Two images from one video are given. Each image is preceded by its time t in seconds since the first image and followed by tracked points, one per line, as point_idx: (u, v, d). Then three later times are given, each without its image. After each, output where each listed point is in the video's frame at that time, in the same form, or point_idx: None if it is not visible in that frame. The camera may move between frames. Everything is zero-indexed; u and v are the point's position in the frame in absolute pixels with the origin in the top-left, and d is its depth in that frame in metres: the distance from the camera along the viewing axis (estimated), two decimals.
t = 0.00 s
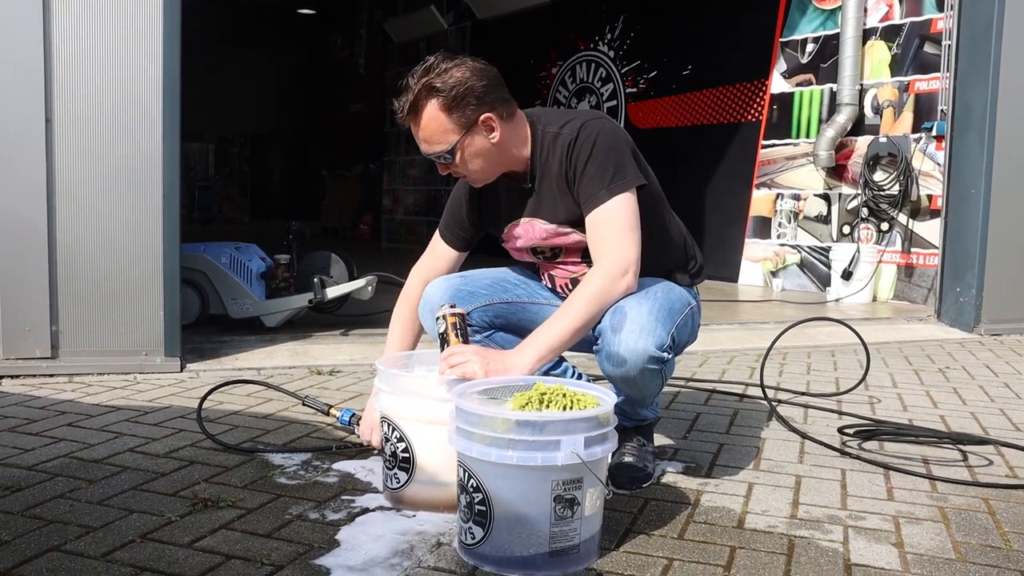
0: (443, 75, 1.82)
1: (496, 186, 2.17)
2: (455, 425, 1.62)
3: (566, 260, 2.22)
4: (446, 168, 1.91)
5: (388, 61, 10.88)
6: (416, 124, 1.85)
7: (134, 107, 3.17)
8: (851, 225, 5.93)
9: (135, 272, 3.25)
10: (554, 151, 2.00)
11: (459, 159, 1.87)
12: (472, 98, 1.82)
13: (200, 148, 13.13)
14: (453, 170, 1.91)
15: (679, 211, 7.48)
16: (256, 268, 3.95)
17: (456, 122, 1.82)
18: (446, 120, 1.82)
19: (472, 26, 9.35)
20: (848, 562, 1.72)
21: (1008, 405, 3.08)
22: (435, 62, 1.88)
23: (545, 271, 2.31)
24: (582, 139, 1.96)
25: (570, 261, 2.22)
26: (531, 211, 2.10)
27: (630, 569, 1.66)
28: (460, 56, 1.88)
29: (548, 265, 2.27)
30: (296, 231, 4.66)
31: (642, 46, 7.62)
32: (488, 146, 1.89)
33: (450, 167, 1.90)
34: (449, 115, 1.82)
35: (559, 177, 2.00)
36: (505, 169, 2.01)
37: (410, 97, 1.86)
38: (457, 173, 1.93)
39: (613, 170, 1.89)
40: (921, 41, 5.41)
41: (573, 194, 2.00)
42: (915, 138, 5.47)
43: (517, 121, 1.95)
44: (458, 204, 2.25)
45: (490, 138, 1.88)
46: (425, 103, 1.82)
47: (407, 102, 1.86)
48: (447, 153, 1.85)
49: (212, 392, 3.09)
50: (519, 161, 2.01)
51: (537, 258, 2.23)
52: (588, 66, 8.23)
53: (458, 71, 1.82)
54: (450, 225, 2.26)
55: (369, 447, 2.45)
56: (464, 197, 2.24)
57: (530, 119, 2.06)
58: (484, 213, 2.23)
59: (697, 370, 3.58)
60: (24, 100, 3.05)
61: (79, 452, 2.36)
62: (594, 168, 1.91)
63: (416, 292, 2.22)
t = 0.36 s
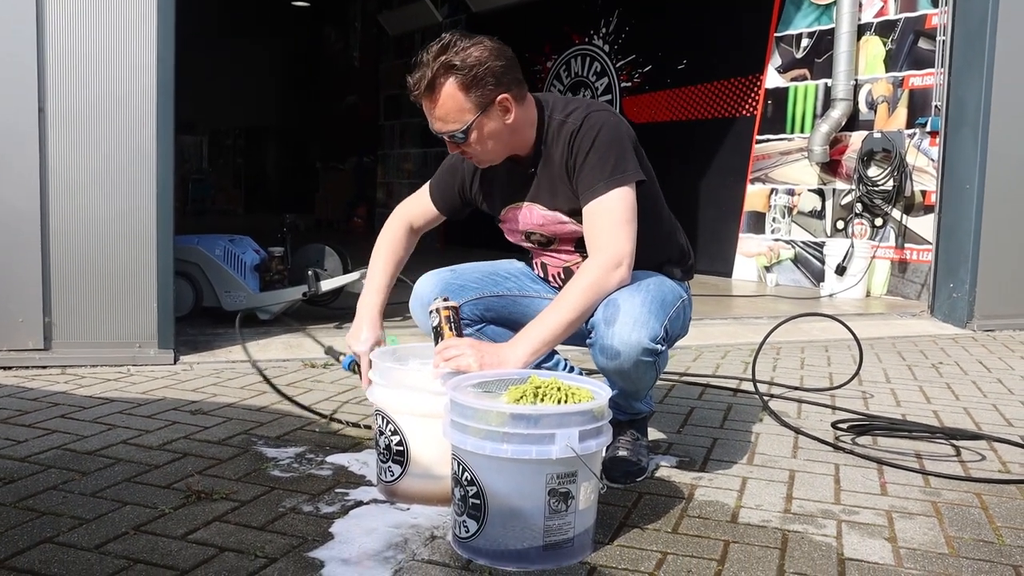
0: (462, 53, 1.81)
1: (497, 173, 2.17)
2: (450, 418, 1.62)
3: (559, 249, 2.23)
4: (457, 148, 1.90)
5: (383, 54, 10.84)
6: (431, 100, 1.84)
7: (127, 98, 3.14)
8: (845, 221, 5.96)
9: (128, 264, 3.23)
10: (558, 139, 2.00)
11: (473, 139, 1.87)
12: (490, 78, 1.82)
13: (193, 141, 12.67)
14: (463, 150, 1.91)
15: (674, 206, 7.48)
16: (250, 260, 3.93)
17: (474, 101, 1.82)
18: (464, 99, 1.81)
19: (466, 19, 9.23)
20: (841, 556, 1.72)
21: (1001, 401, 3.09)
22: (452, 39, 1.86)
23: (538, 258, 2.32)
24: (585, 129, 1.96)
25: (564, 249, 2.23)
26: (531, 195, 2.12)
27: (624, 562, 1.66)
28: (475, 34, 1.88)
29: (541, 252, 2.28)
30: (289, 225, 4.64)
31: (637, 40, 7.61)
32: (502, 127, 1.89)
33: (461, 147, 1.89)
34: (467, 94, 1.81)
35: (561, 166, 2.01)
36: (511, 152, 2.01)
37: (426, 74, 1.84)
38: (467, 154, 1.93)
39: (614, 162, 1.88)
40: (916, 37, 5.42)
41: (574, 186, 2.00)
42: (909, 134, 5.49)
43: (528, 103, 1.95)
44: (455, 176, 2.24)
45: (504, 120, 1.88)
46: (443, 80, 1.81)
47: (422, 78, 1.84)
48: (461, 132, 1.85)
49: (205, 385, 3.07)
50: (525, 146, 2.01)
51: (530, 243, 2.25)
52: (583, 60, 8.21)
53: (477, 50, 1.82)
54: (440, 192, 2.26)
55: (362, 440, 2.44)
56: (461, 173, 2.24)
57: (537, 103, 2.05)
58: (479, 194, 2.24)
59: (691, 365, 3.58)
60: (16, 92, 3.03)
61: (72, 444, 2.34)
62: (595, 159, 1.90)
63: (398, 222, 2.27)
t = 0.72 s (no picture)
0: (487, 26, 1.82)
1: (505, 158, 2.20)
2: (448, 419, 1.62)
3: (555, 240, 2.22)
4: (468, 119, 1.91)
5: (381, 54, 10.85)
6: (451, 68, 1.84)
7: (125, 99, 3.14)
8: (842, 220, 5.95)
9: (127, 264, 3.23)
10: (568, 132, 2.01)
11: (486, 112, 1.87)
12: (513, 55, 1.84)
13: (191, 141, 12.77)
14: (474, 123, 1.91)
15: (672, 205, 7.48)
16: (248, 260, 3.94)
17: (493, 74, 1.83)
18: (484, 71, 1.82)
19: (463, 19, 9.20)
20: (839, 555, 1.72)
21: (999, 399, 3.10)
22: (479, 12, 1.88)
23: (534, 251, 2.31)
24: (595, 126, 1.97)
25: (560, 240, 2.21)
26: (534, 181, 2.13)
27: (622, 562, 1.66)
28: (501, 11, 1.89)
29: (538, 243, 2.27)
30: (287, 225, 4.64)
31: (634, 40, 7.61)
32: (515, 105, 1.90)
33: (472, 120, 1.89)
34: (487, 67, 1.82)
35: (567, 161, 2.02)
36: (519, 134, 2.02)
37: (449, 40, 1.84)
38: (477, 127, 1.93)
39: (621, 162, 1.89)
40: (913, 36, 5.43)
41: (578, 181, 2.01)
42: (907, 132, 5.48)
43: (543, 87, 1.97)
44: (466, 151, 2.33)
45: (519, 99, 1.90)
46: (465, 49, 1.82)
47: (445, 45, 1.85)
48: (476, 104, 1.85)
49: (203, 385, 3.08)
50: (533, 129, 2.03)
51: (529, 229, 2.25)
52: (581, 59, 8.21)
53: (503, 25, 1.83)
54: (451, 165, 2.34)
55: (360, 441, 2.44)
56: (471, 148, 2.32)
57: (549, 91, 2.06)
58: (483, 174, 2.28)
59: (689, 364, 3.58)
60: (14, 92, 3.03)
61: (70, 445, 2.34)
62: (601, 158, 1.91)
63: (420, 177, 2.40)
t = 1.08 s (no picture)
0: None
1: (509, 144, 2.17)
2: (435, 417, 1.62)
3: (545, 229, 2.22)
4: (492, 91, 1.90)
5: (367, 52, 10.83)
6: (489, 34, 1.84)
7: (108, 103, 3.12)
8: (830, 210, 5.98)
9: (114, 268, 3.21)
10: (578, 120, 2.00)
11: (515, 85, 1.88)
12: (550, 29, 1.88)
13: (178, 142, 12.59)
14: (498, 96, 1.90)
15: (660, 199, 7.49)
16: (235, 262, 3.96)
17: (531, 45, 1.85)
18: (524, 42, 1.84)
19: (448, 16, 9.16)
20: (828, 545, 1.73)
21: (986, 386, 3.12)
22: None
23: (523, 242, 2.32)
24: (605, 115, 1.95)
25: (549, 232, 2.22)
26: (538, 165, 2.11)
27: (612, 557, 1.66)
28: None
29: (528, 233, 2.27)
30: (274, 226, 4.62)
31: (618, 33, 7.59)
32: (541, 81, 1.93)
33: (499, 91, 1.89)
34: (528, 37, 1.85)
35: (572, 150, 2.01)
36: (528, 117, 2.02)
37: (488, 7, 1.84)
38: (498, 102, 1.92)
39: (630, 154, 1.89)
40: (896, 25, 5.44)
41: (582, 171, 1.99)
42: (892, 122, 5.48)
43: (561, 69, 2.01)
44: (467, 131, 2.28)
45: (545, 76, 1.93)
46: (508, 17, 1.83)
47: (482, 13, 1.85)
48: (509, 74, 1.85)
49: (191, 388, 3.06)
50: (544, 114, 2.03)
51: (520, 217, 2.24)
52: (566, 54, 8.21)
53: None
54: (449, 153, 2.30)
55: (349, 441, 2.44)
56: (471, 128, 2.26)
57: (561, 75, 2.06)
58: (484, 159, 2.25)
59: (678, 358, 3.59)
60: None
61: (58, 451, 2.33)
62: (608, 150, 1.90)
63: (416, 188, 2.31)
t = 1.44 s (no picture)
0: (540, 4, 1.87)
1: (515, 149, 2.16)
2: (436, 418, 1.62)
3: (549, 232, 2.22)
4: (503, 98, 1.90)
5: (369, 53, 10.83)
6: (502, 41, 1.84)
7: (111, 102, 3.12)
8: (831, 214, 5.99)
9: (115, 266, 3.22)
10: (586, 127, 2.00)
11: (528, 92, 1.88)
12: (560, 36, 1.89)
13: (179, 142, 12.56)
14: (509, 103, 1.90)
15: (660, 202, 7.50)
16: (236, 263, 3.95)
17: (543, 51, 1.86)
18: (536, 48, 1.85)
19: (450, 17, 9.17)
20: (827, 550, 1.73)
21: (986, 392, 3.12)
22: None
23: (525, 244, 2.32)
24: (614, 122, 1.96)
25: (553, 235, 2.22)
26: (544, 171, 2.11)
27: (611, 560, 1.66)
28: None
29: (531, 235, 2.27)
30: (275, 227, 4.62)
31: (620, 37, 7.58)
32: (552, 88, 1.93)
33: (510, 97, 1.89)
34: (541, 43, 1.86)
35: (581, 157, 2.01)
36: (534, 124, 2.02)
37: (500, 13, 1.85)
38: (510, 109, 1.92)
39: (639, 162, 1.90)
40: (898, 30, 5.45)
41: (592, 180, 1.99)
42: (893, 126, 5.49)
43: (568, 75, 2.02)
44: (471, 135, 2.27)
45: (556, 82, 1.93)
46: (521, 23, 1.84)
47: (494, 20, 1.86)
48: (521, 81, 1.86)
49: (191, 388, 3.06)
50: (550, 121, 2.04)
51: (523, 219, 2.24)
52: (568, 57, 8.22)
53: (553, 6, 1.89)
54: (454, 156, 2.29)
55: (349, 441, 2.44)
56: (474, 134, 2.26)
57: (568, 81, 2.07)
58: (489, 164, 2.25)
59: (678, 361, 3.59)
60: None
61: (59, 450, 2.34)
62: (619, 160, 1.90)
63: (420, 192, 2.32)
